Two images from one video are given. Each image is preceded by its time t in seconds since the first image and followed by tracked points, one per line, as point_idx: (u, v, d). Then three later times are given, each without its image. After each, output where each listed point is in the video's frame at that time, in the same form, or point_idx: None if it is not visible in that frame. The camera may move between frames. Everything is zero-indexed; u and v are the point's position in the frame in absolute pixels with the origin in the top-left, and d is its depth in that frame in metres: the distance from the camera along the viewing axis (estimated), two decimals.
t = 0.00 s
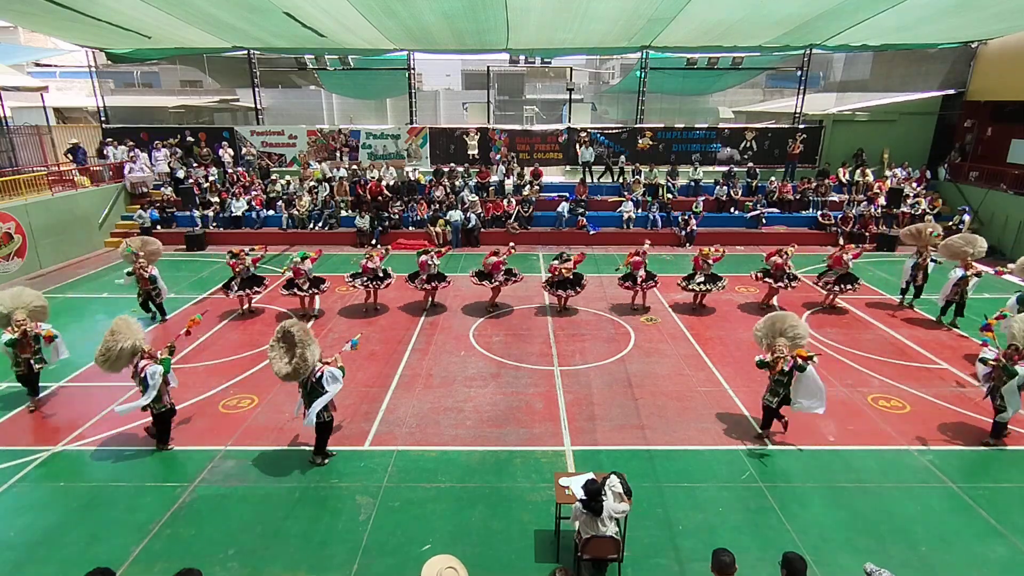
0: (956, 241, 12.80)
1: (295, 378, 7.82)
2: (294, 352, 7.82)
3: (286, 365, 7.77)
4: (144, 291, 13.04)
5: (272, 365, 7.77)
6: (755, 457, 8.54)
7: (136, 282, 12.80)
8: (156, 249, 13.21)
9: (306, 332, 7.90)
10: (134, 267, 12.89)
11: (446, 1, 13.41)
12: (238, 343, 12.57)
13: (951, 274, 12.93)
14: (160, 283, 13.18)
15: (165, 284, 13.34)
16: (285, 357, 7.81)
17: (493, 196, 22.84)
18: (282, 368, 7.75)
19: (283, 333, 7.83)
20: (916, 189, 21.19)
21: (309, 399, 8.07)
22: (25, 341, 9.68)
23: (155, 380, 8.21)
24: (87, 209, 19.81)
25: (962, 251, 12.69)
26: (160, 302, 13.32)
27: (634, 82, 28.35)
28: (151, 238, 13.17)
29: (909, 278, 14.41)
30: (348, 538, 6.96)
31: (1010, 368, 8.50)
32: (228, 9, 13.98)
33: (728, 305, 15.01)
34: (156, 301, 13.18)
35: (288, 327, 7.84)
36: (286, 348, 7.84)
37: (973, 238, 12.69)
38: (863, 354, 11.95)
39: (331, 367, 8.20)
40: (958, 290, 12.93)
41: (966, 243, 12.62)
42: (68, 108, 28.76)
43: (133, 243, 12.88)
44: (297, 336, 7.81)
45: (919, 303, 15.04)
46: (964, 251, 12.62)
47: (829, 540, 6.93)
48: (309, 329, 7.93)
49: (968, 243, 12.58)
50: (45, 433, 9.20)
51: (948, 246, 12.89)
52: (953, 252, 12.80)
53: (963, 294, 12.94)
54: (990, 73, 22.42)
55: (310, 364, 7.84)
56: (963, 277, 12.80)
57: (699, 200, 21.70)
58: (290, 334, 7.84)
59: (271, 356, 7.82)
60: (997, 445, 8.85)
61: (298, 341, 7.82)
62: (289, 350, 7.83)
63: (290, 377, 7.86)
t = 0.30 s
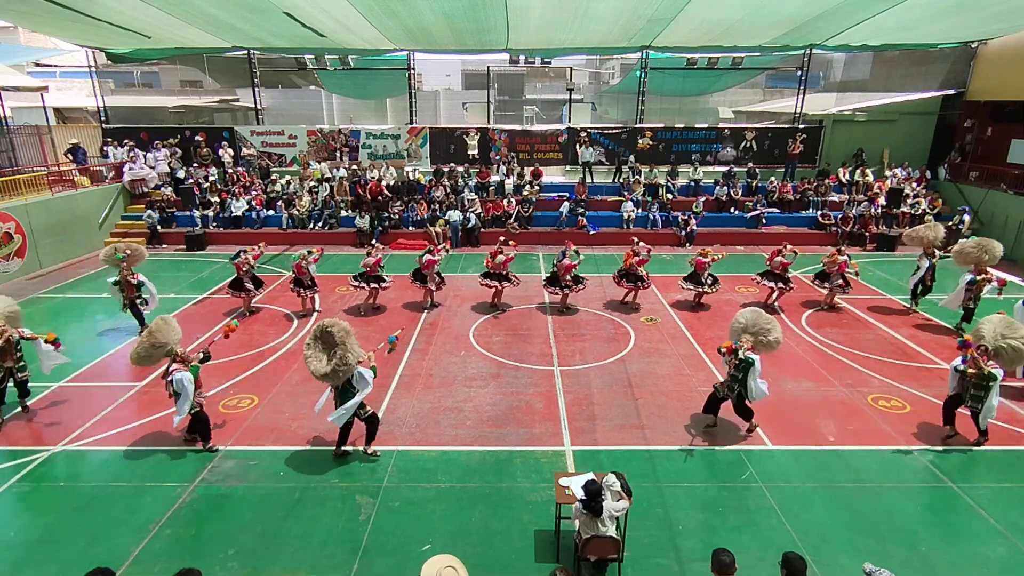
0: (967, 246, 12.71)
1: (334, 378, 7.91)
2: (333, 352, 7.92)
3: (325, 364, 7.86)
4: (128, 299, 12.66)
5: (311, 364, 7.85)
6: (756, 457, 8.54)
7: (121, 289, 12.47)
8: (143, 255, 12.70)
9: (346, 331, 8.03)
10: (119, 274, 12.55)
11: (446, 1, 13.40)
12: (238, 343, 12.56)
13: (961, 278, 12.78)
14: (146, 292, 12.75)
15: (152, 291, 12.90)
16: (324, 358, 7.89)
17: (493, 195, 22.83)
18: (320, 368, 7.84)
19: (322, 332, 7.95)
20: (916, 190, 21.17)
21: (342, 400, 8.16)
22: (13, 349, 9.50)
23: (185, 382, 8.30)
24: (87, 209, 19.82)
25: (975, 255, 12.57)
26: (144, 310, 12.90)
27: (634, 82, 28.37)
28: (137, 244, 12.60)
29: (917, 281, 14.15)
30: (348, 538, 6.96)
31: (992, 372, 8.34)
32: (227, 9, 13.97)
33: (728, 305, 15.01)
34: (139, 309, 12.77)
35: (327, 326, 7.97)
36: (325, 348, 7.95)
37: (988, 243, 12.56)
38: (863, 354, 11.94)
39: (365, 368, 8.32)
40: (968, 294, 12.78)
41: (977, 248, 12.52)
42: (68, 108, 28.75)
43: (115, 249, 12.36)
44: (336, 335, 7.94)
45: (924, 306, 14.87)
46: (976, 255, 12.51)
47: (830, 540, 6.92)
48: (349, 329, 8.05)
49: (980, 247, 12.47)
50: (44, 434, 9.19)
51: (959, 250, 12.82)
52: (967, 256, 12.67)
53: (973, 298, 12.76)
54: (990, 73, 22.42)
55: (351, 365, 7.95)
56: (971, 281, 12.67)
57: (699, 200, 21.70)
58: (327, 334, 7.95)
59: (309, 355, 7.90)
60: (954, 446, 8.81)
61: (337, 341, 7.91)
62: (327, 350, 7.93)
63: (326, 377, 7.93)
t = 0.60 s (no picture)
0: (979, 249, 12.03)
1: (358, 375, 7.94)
2: (356, 351, 7.95)
3: (348, 363, 7.93)
4: (108, 307, 12.15)
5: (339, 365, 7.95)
6: (755, 456, 8.55)
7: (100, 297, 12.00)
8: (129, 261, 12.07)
9: (369, 329, 8.02)
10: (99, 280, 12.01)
11: (446, 1, 13.41)
12: (238, 343, 12.57)
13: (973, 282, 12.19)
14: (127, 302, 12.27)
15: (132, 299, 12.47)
16: (348, 357, 7.96)
17: (493, 195, 22.81)
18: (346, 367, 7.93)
19: (345, 333, 8.00)
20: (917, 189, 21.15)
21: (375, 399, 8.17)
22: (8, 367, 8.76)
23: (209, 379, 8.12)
24: (87, 209, 19.82)
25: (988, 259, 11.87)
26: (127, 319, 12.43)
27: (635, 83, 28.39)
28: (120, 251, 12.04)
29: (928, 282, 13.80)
30: (348, 538, 6.96)
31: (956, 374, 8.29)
32: (227, 9, 13.97)
33: (728, 305, 15.01)
34: (122, 318, 12.26)
35: (348, 326, 7.99)
36: (349, 347, 8.02)
37: (1003, 246, 11.87)
38: (863, 353, 11.95)
39: (392, 366, 8.25)
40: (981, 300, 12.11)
41: (990, 251, 11.83)
42: (69, 108, 28.75)
43: (96, 259, 11.78)
44: (356, 334, 7.94)
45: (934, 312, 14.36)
46: (989, 258, 11.83)
47: (829, 539, 6.93)
48: (372, 331, 8.02)
49: (995, 250, 11.78)
50: (45, 434, 9.19)
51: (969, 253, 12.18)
52: (981, 260, 11.96)
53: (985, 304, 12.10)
54: (990, 74, 22.42)
55: (372, 361, 7.96)
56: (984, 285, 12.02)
57: (699, 200, 21.69)
58: (349, 334, 7.98)
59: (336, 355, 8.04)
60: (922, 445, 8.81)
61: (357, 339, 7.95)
62: (351, 349, 7.98)
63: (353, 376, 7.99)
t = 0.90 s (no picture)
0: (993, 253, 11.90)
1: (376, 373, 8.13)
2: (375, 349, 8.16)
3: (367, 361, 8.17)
4: (85, 316, 11.74)
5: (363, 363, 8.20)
6: (756, 456, 8.54)
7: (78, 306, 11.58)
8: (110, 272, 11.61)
9: (388, 330, 8.23)
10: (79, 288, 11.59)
11: (446, 1, 13.40)
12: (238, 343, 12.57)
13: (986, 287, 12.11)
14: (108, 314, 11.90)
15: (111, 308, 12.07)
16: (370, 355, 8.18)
17: (493, 195, 22.80)
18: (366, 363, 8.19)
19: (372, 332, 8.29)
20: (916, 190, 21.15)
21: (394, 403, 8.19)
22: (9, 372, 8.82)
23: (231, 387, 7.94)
24: (87, 209, 19.82)
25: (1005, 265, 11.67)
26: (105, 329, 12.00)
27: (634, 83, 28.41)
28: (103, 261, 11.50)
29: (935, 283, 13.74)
30: (348, 538, 6.96)
31: (906, 371, 8.35)
32: (227, 9, 13.96)
33: (729, 305, 14.99)
34: (99, 328, 11.84)
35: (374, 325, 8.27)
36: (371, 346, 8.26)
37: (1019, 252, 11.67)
38: (863, 353, 11.95)
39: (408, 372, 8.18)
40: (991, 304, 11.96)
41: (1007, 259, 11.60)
42: (69, 108, 28.76)
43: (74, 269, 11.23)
44: (378, 334, 8.18)
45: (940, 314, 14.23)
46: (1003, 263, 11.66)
47: (829, 539, 6.93)
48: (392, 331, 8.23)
49: (1010, 256, 11.61)
50: (45, 434, 9.19)
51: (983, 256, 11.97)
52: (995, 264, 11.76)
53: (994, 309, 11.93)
54: (990, 74, 22.42)
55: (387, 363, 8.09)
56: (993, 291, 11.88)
57: (699, 200, 21.68)
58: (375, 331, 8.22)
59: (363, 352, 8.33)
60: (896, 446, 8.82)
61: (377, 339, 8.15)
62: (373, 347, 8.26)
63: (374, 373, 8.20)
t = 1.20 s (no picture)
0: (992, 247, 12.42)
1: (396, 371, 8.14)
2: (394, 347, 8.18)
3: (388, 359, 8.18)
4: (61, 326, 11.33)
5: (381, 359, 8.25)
6: (756, 456, 8.54)
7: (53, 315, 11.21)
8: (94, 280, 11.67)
9: (408, 328, 8.26)
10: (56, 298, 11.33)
11: (446, 1, 13.40)
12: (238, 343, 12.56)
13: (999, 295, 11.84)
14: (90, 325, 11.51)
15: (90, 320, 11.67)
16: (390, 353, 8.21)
17: (493, 195, 22.79)
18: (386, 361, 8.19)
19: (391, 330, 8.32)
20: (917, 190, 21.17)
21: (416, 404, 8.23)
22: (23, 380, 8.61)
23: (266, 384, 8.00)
24: (87, 209, 19.82)
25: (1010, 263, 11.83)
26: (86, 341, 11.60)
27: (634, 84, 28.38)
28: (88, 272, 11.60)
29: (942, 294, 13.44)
30: (348, 538, 6.96)
31: (861, 366, 8.56)
32: (227, 9, 13.96)
33: (729, 305, 14.98)
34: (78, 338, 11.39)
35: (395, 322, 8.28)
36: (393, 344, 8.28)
37: None
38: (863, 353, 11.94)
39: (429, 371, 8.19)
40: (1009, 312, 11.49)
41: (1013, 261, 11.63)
42: (69, 108, 28.75)
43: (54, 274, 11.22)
44: (399, 333, 8.20)
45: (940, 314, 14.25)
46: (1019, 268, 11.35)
47: (830, 539, 6.93)
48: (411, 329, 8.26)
49: None
50: (45, 434, 9.19)
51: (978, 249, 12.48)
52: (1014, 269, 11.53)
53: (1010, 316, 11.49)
54: (990, 74, 22.41)
55: (406, 361, 8.08)
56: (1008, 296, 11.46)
57: (699, 200, 21.67)
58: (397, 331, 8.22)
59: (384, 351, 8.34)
60: (852, 446, 8.80)
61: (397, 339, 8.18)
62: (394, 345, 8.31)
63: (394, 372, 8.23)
